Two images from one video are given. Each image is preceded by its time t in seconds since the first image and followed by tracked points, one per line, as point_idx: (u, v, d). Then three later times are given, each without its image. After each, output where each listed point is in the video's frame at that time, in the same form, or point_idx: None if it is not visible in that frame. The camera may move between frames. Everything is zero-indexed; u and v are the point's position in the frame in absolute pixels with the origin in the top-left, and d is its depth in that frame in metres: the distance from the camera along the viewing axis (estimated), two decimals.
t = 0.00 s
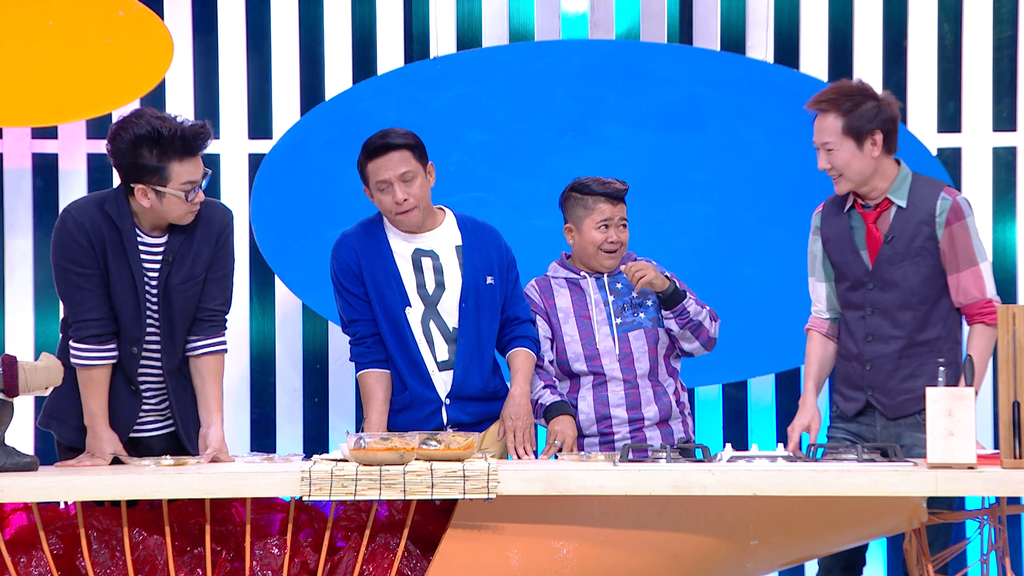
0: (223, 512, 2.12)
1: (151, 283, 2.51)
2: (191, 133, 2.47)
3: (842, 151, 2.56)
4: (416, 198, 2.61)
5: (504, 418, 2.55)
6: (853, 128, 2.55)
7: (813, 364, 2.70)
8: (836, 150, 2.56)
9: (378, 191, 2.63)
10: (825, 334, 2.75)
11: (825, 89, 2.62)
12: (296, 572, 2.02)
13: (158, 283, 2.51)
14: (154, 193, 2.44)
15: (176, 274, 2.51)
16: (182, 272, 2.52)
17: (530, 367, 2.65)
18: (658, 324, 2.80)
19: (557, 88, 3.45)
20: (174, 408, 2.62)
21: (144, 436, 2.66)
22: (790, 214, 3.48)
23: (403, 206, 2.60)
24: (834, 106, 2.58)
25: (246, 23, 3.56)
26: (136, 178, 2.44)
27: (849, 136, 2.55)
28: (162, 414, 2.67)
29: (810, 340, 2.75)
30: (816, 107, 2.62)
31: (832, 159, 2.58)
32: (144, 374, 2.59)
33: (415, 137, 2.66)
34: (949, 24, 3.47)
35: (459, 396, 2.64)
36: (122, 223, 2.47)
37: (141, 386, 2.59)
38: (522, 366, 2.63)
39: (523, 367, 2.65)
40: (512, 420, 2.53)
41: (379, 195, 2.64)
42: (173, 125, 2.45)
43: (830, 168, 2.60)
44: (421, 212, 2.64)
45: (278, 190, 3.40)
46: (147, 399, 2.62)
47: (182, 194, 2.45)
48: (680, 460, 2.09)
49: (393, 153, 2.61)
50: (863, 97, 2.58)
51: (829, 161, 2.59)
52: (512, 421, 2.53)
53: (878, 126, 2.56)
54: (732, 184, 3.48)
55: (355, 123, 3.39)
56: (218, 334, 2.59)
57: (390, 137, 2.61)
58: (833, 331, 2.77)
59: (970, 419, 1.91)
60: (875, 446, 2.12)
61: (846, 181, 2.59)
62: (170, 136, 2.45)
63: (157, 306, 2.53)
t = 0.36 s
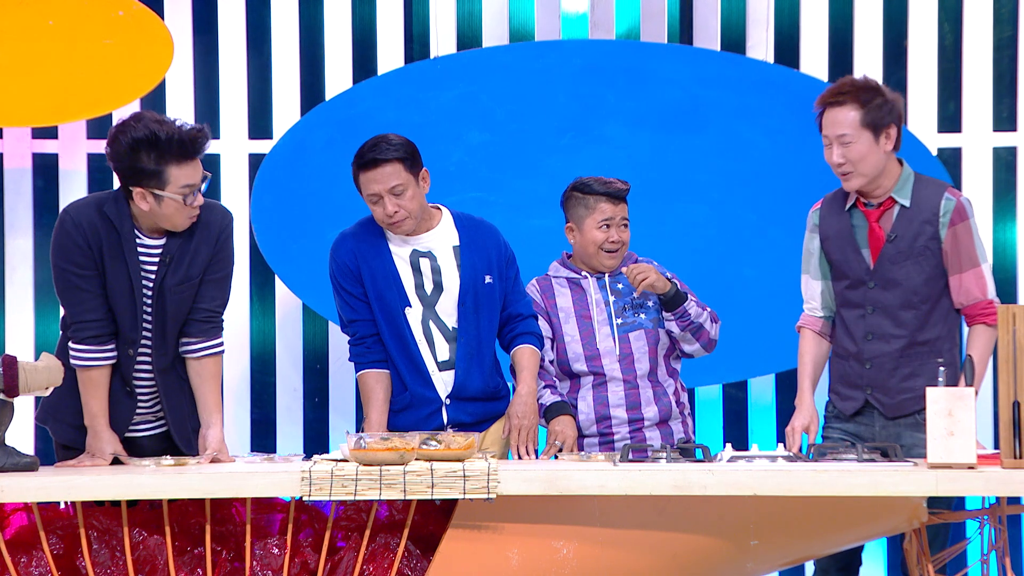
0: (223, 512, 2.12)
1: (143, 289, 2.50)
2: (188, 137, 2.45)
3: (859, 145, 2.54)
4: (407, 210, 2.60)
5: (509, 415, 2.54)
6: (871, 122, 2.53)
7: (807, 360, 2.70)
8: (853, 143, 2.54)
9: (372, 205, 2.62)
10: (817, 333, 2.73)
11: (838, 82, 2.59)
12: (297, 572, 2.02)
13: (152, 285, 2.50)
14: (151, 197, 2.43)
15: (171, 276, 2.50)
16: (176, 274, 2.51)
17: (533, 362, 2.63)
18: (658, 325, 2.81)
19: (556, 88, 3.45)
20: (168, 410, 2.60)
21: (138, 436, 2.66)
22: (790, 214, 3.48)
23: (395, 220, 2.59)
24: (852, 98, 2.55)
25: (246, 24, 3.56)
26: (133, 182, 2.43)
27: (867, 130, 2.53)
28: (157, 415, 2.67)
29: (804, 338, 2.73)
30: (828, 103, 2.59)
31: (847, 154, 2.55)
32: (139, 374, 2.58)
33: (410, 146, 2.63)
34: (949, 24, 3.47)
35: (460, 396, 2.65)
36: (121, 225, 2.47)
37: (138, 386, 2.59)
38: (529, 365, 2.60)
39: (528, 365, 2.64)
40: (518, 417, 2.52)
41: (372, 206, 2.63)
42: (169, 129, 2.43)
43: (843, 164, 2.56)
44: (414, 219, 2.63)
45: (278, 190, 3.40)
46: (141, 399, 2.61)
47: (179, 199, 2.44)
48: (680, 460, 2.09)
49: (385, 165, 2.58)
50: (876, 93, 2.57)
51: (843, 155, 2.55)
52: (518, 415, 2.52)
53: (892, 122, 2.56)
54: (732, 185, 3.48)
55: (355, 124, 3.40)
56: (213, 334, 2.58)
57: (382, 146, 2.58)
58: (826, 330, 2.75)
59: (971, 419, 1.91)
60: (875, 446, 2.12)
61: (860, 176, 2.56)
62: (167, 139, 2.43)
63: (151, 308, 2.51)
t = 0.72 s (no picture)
0: (223, 512, 2.12)
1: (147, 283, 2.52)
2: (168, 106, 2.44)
3: (889, 133, 2.50)
4: (413, 202, 2.61)
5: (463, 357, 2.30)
6: (897, 113, 2.52)
7: (800, 356, 2.63)
8: (886, 130, 2.49)
9: (377, 196, 2.62)
10: (812, 331, 2.67)
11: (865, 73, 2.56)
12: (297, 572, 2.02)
13: (155, 279, 2.52)
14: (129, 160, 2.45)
15: (174, 270, 2.52)
16: (179, 270, 2.52)
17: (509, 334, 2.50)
18: (660, 326, 2.81)
19: (556, 88, 3.45)
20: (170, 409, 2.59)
21: (138, 435, 2.65)
22: (790, 214, 3.48)
23: (400, 212, 2.60)
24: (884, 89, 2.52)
25: (246, 24, 3.56)
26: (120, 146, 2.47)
27: (894, 119, 2.51)
28: (158, 414, 2.66)
29: (797, 337, 2.68)
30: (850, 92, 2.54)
31: (877, 140, 2.49)
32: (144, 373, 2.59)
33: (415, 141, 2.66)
34: (949, 24, 3.47)
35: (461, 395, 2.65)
36: (123, 220, 2.49)
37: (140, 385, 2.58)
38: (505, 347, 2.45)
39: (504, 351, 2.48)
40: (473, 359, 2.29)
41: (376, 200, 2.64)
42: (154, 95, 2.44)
43: (871, 150, 2.50)
44: (420, 213, 2.64)
45: (278, 191, 3.40)
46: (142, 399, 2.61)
47: (153, 164, 2.42)
48: (680, 460, 2.09)
49: (388, 156, 2.60)
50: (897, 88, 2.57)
51: (873, 141, 2.50)
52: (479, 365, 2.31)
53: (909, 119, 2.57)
54: (732, 184, 3.47)
55: (355, 123, 3.40)
56: (215, 333, 2.58)
57: (388, 140, 2.61)
58: (819, 328, 2.70)
59: (970, 419, 1.91)
60: (875, 446, 2.12)
61: (887, 164, 2.51)
62: (147, 104, 2.43)
63: (154, 304, 2.52)
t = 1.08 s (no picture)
0: (223, 511, 2.12)
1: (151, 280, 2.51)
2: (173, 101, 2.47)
3: (903, 127, 2.49)
4: (416, 197, 2.60)
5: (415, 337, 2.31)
6: (912, 110, 2.52)
7: (799, 356, 2.61)
8: (899, 124, 2.48)
9: (379, 188, 2.62)
10: (809, 329, 2.64)
11: (879, 69, 2.57)
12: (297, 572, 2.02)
13: (159, 278, 2.51)
14: (133, 154, 2.46)
15: (178, 269, 2.52)
16: (182, 268, 2.52)
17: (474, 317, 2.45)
18: (665, 327, 2.79)
19: (556, 87, 3.45)
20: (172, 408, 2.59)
21: (142, 435, 2.65)
22: (790, 213, 3.47)
23: (403, 205, 2.59)
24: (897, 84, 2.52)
25: (245, 24, 3.56)
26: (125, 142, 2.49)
27: (909, 115, 2.51)
28: (162, 414, 2.65)
29: (794, 335, 2.65)
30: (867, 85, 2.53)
31: (892, 133, 2.48)
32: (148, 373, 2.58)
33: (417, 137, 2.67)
34: (949, 24, 3.47)
35: (455, 395, 2.66)
36: (128, 220, 2.50)
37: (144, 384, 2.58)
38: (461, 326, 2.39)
39: (462, 335, 2.41)
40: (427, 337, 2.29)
41: (378, 193, 2.62)
42: (160, 91, 2.47)
43: (885, 142, 2.49)
44: (422, 211, 2.64)
45: (277, 191, 3.40)
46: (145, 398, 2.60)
47: (156, 157, 2.43)
48: (680, 459, 2.09)
49: (394, 150, 2.62)
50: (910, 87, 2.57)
51: (887, 134, 2.49)
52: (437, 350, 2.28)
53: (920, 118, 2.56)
54: (731, 184, 3.48)
55: (354, 123, 3.40)
56: (217, 330, 2.57)
57: (394, 133, 2.63)
58: (816, 326, 2.68)
59: (970, 419, 1.91)
60: (874, 446, 2.13)
61: (899, 158, 2.50)
62: (153, 101, 2.47)
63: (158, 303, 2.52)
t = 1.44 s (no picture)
0: (222, 511, 2.12)
1: (155, 280, 2.51)
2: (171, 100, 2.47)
3: (908, 127, 2.50)
4: (410, 196, 2.61)
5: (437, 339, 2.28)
6: (917, 110, 2.52)
7: (797, 355, 2.61)
8: (905, 124, 2.49)
9: (374, 188, 2.62)
10: (805, 327, 2.63)
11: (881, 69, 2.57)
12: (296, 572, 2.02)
13: (164, 278, 2.51)
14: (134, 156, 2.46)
15: (182, 269, 2.52)
16: (187, 267, 2.53)
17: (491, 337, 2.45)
18: (675, 332, 2.74)
19: (555, 87, 3.45)
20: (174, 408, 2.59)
21: (143, 435, 2.64)
22: (790, 214, 3.47)
23: (398, 204, 2.59)
24: (902, 84, 2.53)
25: (245, 24, 3.56)
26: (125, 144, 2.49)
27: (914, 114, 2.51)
28: (164, 415, 2.66)
29: (790, 333, 2.64)
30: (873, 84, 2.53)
31: (897, 132, 2.49)
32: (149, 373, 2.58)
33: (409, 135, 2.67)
34: (948, 24, 3.47)
35: (454, 397, 2.66)
36: (132, 220, 2.49)
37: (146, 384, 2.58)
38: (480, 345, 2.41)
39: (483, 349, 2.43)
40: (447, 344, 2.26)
41: (373, 192, 2.63)
42: (156, 91, 2.48)
43: (890, 141, 2.50)
44: (416, 210, 2.64)
45: (275, 190, 3.40)
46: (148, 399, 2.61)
47: (157, 156, 2.43)
48: (680, 459, 2.09)
49: (388, 150, 2.62)
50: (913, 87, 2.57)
51: (893, 133, 2.49)
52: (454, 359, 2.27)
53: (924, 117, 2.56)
54: (731, 185, 3.48)
55: (354, 123, 3.40)
56: (220, 331, 2.58)
57: (388, 133, 2.64)
58: (813, 325, 2.66)
59: (969, 418, 1.91)
60: (873, 447, 2.13)
61: (903, 158, 2.51)
62: (152, 100, 2.47)
63: (164, 303, 2.53)
